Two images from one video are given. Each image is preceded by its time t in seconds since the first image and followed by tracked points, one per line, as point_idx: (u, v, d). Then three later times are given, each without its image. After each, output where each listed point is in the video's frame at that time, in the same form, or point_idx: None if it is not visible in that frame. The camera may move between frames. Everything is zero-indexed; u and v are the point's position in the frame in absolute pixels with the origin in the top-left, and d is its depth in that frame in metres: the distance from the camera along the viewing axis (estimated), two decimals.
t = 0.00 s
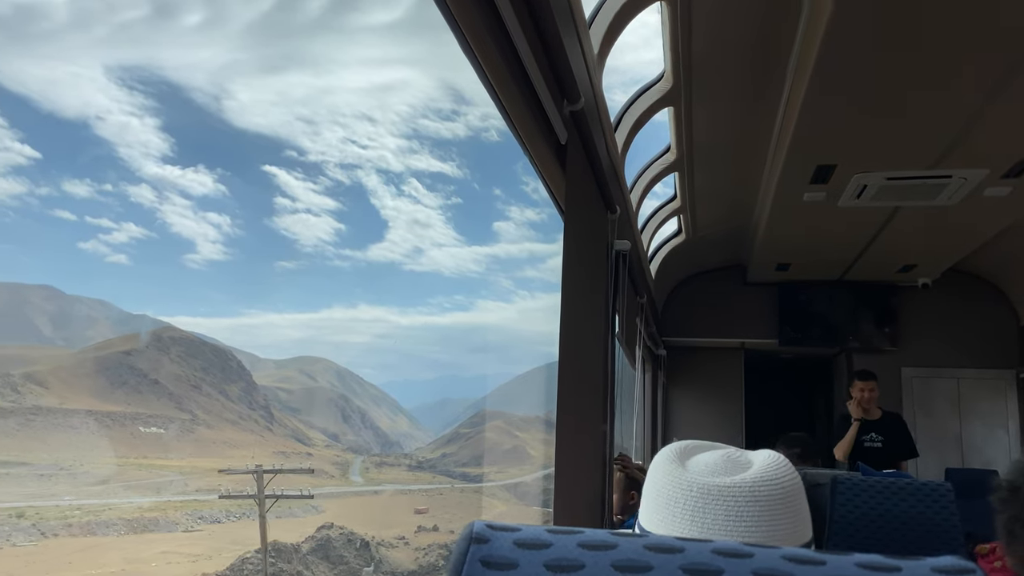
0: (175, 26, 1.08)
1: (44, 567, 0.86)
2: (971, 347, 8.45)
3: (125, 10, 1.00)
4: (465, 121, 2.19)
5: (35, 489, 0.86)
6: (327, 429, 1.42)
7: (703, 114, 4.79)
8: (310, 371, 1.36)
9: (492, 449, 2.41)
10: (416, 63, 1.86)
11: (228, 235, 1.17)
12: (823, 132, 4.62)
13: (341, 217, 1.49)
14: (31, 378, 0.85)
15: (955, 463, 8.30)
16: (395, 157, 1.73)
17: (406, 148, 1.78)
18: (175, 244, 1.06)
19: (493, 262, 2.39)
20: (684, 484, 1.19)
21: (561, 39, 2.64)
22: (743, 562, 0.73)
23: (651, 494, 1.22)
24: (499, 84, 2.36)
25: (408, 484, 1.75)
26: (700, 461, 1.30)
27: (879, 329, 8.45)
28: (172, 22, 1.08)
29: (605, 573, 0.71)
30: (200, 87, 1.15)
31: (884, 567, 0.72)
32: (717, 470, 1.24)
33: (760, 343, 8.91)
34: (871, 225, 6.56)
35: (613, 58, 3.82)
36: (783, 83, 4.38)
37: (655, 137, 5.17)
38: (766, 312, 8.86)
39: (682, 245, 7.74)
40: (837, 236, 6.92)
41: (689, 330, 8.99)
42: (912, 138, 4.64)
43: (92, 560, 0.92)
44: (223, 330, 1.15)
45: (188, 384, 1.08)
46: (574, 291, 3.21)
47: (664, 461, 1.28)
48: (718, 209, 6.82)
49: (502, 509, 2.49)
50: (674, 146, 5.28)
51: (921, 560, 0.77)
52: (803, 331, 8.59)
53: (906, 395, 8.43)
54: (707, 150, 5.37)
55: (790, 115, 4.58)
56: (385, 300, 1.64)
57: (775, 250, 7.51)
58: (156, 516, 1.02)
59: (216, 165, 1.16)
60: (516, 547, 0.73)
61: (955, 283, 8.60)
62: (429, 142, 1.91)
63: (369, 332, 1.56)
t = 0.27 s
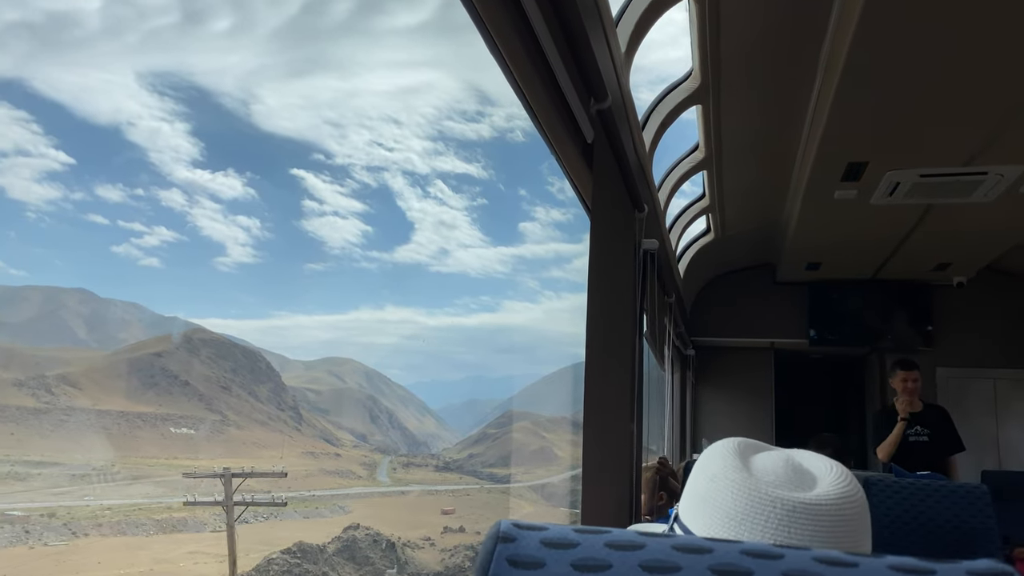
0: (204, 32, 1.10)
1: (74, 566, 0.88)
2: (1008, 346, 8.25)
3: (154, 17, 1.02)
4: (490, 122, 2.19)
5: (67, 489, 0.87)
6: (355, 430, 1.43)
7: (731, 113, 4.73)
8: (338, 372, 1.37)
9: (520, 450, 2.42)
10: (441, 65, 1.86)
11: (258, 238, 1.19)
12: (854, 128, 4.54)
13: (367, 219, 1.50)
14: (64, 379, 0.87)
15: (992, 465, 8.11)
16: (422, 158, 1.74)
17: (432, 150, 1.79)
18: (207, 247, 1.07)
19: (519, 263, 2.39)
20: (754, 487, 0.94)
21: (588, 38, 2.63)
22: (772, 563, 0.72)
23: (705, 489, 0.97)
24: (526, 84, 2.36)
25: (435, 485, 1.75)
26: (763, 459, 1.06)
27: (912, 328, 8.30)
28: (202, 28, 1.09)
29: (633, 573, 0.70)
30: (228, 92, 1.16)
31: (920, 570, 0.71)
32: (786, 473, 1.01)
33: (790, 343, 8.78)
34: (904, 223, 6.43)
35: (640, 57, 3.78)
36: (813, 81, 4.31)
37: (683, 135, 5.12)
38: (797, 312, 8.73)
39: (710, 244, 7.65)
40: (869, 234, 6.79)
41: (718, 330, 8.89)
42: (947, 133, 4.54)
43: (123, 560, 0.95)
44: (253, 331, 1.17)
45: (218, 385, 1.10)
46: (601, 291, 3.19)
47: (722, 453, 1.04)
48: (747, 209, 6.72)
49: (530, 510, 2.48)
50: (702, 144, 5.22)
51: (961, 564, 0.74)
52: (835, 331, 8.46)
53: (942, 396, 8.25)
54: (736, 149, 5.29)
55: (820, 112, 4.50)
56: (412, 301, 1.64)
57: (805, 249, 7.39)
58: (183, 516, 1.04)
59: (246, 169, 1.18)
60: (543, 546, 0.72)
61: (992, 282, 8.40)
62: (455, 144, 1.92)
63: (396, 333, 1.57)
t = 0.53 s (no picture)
0: (232, 38, 1.11)
1: (104, 565, 0.90)
2: None
3: (183, 24, 1.03)
4: (516, 123, 2.19)
5: (99, 491, 0.89)
6: (383, 430, 1.45)
7: (760, 111, 4.66)
8: (366, 373, 1.38)
9: (546, 452, 2.41)
10: (466, 67, 1.87)
11: (286, 241, 1.21)
12: (886, 124, 4.45)
13: (394, 221, 1.52)
14: (96, 381, 0.89)
15: None
16: (447, 160, 1.74)
17: (457, 151, 1.80)
18: (236, 250, 1.08)
19: (545, 263, 2.38)
20: (789, 495, 0.87)
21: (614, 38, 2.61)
22: (800, 565, 0.70)
23: (731, 496, 0.90)
24: (552, 84, 2.35)
25: (461, 486, 1.75)
26: (799, 458, 0.99)
27: (946, 327, 8.15)
28: (229, 34, 1.11)
29: (658, 574, 0.69)
30: (256, 97, 1.18)
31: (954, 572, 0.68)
32: (830, 477, 0.93)
33: (822, 344, 8.64)
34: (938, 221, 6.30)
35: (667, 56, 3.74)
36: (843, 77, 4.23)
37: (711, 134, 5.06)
38: (828, 311, 8.60)
39: (739, 244, 7.56)
40: (903, 232, 6.65)
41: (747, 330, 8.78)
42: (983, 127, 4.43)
43: (151, 560, 0.98)
44: (282, 333, 1.19)
45: (247, 386, 1.12)
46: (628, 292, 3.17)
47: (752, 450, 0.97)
48: (776, 208, 6.63)
49: (557, 511, 2.48)
50: (731, 143, 5.16)
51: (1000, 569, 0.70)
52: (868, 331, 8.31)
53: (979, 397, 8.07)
54: (764, 147, 5.22)
55: (851, 109, 4.42)
56: (438, 302, 1.65)
57: (837, 248, 7.27)
58: (212, 517, 1.06)
59: (274, 173, 1.20)
60: (568, 545, 0.71)
61: None
62: (480, 145, 1.93)
63: (423, 334, 1.57)
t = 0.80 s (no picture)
0: (258, 42, 1.12)
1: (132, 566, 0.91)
2: None
3: (212, 29, 1.03)
4: (541, 123, 2.19)
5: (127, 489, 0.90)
6: (410, 431, 1.46)
7: (788, 109, 4.59)
8: (392, 374, 1.38)
9: (573, 452, 2.40)
10: (490, 67, 1.87)
11: (314, 243, 1.22)
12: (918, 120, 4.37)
13: (420, 222, 1.53)
14: (128, 383, 0.90)
15: None
16: (472, 161, 1.76)
17: (482, 152, 1.81)
18: (264, 252, 1.10)
19: (571, 264, 2.38)
20: (791, 492, 0.87)
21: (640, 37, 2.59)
22: (828, 566, 0.69)
23: (736, 496, 0.91)
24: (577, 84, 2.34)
25: (487, 487, 1.75)
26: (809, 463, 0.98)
27: (981, 326, 8.06)
28: (255, 39, 1.12)
29: (683, 574, 0.67)
30: (284, 100, 1.19)
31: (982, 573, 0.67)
32: (838, 476, 0.93)
33: (854, 344, 8.50)
34: (974, 218, 6.16)
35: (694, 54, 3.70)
36: (874, 74, 4.16)
37: (739, 132, 5.00)
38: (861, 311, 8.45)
39: (768, 243, 7.47)
40: (938, 230, 6.51)
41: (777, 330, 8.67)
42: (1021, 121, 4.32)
43: (180, 559, 0.98)
44: (311, 334, 1.20)
45: (275, 387, 1.13)
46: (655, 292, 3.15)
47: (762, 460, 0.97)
48: (806, 207, 6.53)
49: (584, 512, 2.47)
50: (759, 141, 5.09)
51: None
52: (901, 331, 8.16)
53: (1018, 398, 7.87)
54: (793, 145, 5.14)
55: (883, 106, 4.34)
56: (464, 303, 1.65)
57: (869, 247, 7.14)
58: (239, 517, 1.04)
59: (302, 176, 1.21)
60: (593, 545, 0.70)
61: None
62: (505, 146, 1.94)
63: (450, 335, 1.58)
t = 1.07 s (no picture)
0: (286, 47, 1.14)
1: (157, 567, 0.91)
2: None
3: (239, 34, 1.05)
4: (566, 124, 2.19)
5: (156, 490, 0.92)
6: (437, 432, 1.46)
7: (817, 106, 4.52)
8: (420, 375, 1.39)
9: (600, 453, 2.39)
10: (514, 68, 1.88)
11: (342, 245, 1.23)
12: (952, 113, 4.28)
13: (446, 224, 1.53)
14: (158, 384, 0.92)
15: None
16: (497, 163, 1.77)
17: (507, 153, 1.83)
18: (293, 255, 1.11)
19: (598, 265, 2.37)
20: (789, 493, 1.01)
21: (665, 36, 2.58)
22: (860, 568, 0.67)
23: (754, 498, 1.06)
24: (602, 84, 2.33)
25: (514, 488, 1.74)
26: (819, 473, 1.07)
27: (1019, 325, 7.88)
28: (283, 43, 1.13)
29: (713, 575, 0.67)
30: (311, 104, 1.20)
31: None
32: (849, 479, 1.04)
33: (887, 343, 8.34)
34: (1011, 214, 6.02)
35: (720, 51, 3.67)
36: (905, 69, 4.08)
37: (767, 130, 4.94)
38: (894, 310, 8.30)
39: (797, 242, 7.37)
40: (973, 226, 6.37)
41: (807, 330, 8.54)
42: None
43: (204, 561, 0.97)
44: (339, 336, 1.21)
45: (303, 388, 1.15)
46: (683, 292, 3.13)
47: (771, 473, 1.08)
48: (837, 205, 6.42)
49: (612, 514, 2.45)
50: (788, 139, 5.01)
51: None
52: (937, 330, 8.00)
53: None
54: (823, 143, 5.06)
55: (915, 101, 4.25)
56: (491, 304, 1.65)
57: (902, 244, 7.01)
58: (266, 517, 1.05)
59: (330, 179, 1.22)
60: (621, 545, 0.70)
61: None
62: (530, 147, 1.96)
63: (476, 335, 1.58)
